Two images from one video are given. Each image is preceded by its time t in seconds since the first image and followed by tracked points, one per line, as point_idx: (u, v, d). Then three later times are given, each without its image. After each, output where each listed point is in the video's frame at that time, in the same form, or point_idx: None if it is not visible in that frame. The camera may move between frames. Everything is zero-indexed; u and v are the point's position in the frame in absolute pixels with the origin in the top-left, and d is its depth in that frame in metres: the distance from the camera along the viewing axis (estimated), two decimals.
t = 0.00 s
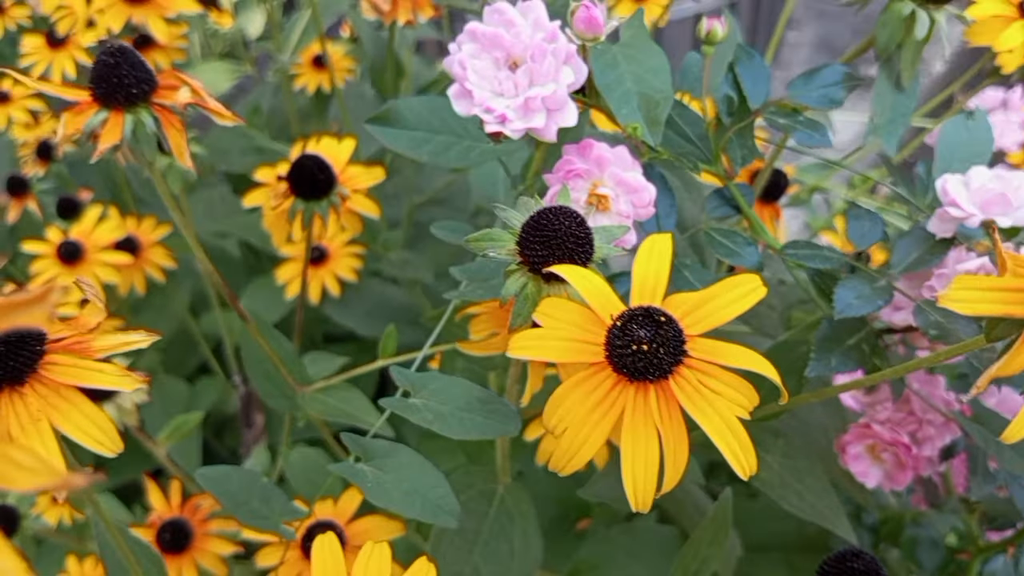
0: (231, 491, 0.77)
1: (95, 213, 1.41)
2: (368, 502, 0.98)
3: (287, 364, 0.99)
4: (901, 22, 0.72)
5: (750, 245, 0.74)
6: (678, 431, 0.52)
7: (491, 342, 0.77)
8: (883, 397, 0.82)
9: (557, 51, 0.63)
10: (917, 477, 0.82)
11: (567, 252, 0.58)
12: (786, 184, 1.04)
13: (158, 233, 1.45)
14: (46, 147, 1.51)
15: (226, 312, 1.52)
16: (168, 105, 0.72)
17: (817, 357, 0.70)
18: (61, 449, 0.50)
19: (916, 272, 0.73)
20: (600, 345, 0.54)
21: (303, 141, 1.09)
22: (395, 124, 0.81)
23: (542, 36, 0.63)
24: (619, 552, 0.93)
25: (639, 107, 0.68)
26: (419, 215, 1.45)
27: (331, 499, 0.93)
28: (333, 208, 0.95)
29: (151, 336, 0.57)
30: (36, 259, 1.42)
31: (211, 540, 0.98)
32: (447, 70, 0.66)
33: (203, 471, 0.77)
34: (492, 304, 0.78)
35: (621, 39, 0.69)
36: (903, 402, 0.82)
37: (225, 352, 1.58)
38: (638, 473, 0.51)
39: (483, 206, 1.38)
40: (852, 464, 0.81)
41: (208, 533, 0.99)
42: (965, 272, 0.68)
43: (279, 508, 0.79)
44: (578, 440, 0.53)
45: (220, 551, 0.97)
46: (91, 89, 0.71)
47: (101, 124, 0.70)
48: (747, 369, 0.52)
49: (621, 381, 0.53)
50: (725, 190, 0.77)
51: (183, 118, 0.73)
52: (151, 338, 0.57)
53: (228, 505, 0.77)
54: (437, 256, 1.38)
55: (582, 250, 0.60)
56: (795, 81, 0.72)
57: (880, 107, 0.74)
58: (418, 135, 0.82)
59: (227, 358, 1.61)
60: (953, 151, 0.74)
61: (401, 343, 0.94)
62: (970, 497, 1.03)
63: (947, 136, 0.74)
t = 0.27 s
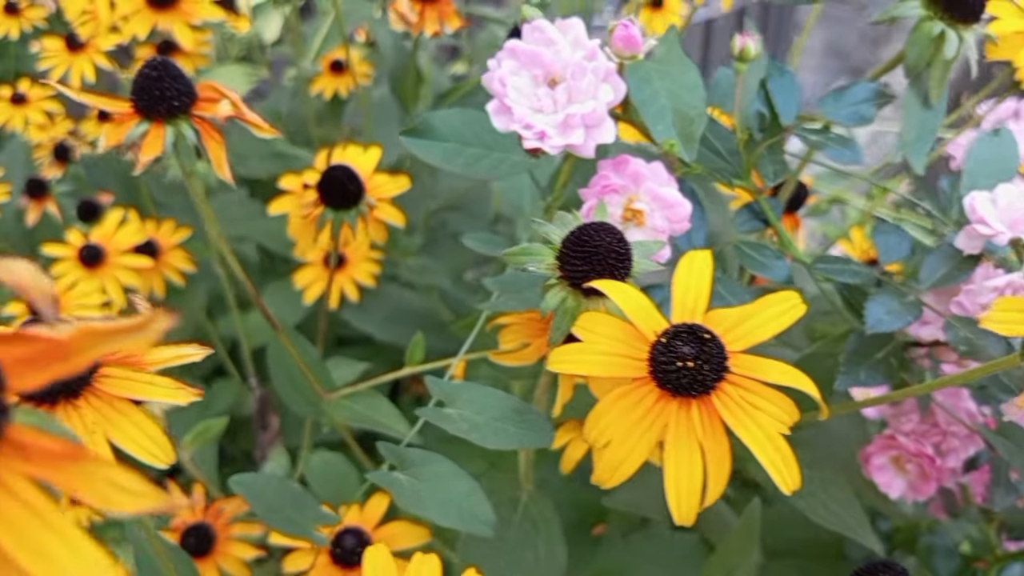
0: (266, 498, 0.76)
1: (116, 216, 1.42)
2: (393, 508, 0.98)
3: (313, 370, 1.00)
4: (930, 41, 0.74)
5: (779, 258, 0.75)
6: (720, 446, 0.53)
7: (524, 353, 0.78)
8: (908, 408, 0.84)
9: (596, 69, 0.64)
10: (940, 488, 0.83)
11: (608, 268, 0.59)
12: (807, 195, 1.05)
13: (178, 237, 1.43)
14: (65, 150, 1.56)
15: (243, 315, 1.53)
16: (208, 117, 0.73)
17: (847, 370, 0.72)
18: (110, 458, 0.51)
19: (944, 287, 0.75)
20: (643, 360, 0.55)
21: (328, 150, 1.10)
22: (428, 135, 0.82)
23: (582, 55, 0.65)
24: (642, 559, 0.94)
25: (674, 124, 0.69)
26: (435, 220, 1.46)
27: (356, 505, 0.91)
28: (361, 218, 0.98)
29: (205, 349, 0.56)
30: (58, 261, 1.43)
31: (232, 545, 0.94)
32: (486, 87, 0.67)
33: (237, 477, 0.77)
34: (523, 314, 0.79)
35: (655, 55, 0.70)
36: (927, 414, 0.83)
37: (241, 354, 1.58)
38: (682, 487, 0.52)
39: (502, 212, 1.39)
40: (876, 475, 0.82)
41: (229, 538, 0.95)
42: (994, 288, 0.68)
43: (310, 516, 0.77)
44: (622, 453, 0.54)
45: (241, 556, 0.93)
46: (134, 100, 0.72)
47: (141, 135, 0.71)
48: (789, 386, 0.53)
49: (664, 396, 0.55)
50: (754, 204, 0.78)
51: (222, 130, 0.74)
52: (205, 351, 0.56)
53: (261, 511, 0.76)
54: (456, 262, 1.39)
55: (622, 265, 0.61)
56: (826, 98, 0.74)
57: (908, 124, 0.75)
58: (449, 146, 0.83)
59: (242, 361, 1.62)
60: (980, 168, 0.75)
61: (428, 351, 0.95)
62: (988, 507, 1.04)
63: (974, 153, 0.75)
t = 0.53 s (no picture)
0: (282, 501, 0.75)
1: (126, 218, 1.42)
2: (406, 510, 0.99)
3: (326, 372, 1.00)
4: (947, 42, 0.74)
5: (797, 259, 0.75)
6: (746, 449, 0.53)
7: (541, 355, 0.78)
8: (924, 408, 0.84)
9: (617, 71, 0.64)
10: (956, 488, 0.83)
11: (630, 270, 0.59)
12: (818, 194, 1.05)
13: (186, 239, 1.43)
14: (73, 151, 1.55)
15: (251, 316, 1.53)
16: (226, 121, 0.73)
17: (865, 371, 0.72)
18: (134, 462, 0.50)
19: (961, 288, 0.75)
20: (667, 363, 0.55)
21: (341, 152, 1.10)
22: (444, 138, 0.82)
23: (603, 57, 0.65)
24: (656, 560, 0.94)
25: (692, 125, 0.69)
26: (443, 220, 1.46)
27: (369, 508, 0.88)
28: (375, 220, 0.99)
29: (231, 353, 0.56)
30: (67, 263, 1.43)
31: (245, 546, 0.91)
32: (506, 90, 0.67)
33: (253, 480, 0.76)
34: (540, 316, 0.79)
35: (672, 57, 0.70)
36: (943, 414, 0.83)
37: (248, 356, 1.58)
38: (708, 490, 0.52)
39: (511, 213, 1.39)
40: (892, 476, 0.82)
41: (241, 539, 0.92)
42: (1011, 290, 0.69)
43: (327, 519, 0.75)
44: (647, 456, 0.54)
45: (255, 558, 0.91)
46: (152, 104, 0.72)
47: (160, 139, 0.71)
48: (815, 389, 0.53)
49: (689, 399, 0.55)
50: (771, 204, 0.78)
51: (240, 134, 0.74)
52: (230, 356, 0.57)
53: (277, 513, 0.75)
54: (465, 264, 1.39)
55: (644, 267, 0.61)
56: (844, 99, 0.74)
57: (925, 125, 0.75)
58: (465, 149, 0.83)
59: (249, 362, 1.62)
60: (996, 169, 0.75)
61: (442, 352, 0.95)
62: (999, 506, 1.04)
63: (991, 154, 0.75)
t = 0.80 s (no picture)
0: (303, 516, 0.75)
1: (132, 229, 1.42)
2: (422, 519, 0.99)
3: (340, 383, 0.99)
4: (961, 51, 0.75)
5: (813, 268, 0.76)
6: (774, 462, 0.53)
7: (558, 366, 0.79)
8: (939, 414, 0.84)
9: (637, 84, 0.65)
10: (971, 494, 0.83)
11: (654, 284, 0.60)
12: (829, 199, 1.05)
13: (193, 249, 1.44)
14: (77, 161, 1.55)
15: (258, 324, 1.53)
16: (245, 136, 0.74)
17: (884, 380, 0.73)
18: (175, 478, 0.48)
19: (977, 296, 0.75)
20: (693, 376, 0.56)
21: (352, 162, 1.10)
22: (460, 150, 0.83)
23: (622, 70, 0.65)
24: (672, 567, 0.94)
25: (711, 136, 0.69)
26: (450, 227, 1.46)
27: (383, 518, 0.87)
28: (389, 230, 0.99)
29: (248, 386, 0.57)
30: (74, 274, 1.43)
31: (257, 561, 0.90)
32: (525, 104, 0.67)
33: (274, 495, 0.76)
34: (557, 327, 0.79)
35: (689, 67, 0.70)
36: (959, 420, 0.83)
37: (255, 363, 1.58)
38: (737, 503, 0.52)
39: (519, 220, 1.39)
40: (907, 481, 0.83)
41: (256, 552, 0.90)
42: None
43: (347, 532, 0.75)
44: (674, 469, 0.54)
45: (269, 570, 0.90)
46: (170, 119, 0.72)
47: (180, 154, 0.71)
48: (842, 402, 0.53)
49: (715, 413, 0.55)
50: (786, 213, 0.78)
51: (258, 149, 0.74)
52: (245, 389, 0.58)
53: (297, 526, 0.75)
54: (473, 270, 1.39)
55: (667, 281, 0.61)
56: (859, 108, 0.74)
57: (939, 131, 0.75)
58: (479, 161, 0.83)
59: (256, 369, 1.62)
60: (1009, 176, 0.76)
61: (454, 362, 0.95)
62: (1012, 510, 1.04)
63: (1004, 161, 0.76)
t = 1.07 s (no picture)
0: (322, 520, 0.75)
1: (138, 233, 1.41)
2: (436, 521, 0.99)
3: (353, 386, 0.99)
4: (976, 53, 0.76)
5: (830, 269, 0.76)
6: (804, 462, 0.54)
7: (575, 368, 0.79)
8: (954, 413, 0.85)
9: (658, 88, 0.65)
10: (986, 491, 0.84)
11: (678, 285, 0.60)
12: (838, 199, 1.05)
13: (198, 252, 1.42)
14: (80, 166, 1.54)
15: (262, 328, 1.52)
16: (265, 141, 0.74)
17: (902, 380, 0.74)
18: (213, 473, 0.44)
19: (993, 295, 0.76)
20: (721, 377, 0.56)
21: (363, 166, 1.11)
22: (475, 154, 0.83)
23: (643, 75, 0.66)
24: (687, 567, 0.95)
25: (729, 139, 0.69)
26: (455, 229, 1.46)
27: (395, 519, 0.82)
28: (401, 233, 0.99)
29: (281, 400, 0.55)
30: (79, 279, 1.43)
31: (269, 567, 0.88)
32: (546, 108, 0.68)
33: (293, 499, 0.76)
34: (574, 329, 0.80)
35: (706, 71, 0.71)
36: (973, 418, 0.84)
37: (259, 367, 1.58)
38: (767, 503, 0.53)
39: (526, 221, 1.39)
40: (922, 479, 0.83)
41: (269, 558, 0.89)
42: None
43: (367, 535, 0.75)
44: (704, 470, 0.54)
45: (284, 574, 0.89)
46: (190, 124, 0.73)
47: (200, 160, 0.72)
48: (871, 402, 0.54)
49: (744, 413, 0.55)
50: (802, 213, 0.79)
51: (278, 153, 0.75)
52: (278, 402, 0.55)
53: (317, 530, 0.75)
54: (480, 272, 1.39)
55: (691, 283, 0.61)
56: (876, 110, 0.75)
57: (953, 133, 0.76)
58: (495, 164, 0.83)
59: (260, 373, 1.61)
60: None
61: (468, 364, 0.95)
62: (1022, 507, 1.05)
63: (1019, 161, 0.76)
